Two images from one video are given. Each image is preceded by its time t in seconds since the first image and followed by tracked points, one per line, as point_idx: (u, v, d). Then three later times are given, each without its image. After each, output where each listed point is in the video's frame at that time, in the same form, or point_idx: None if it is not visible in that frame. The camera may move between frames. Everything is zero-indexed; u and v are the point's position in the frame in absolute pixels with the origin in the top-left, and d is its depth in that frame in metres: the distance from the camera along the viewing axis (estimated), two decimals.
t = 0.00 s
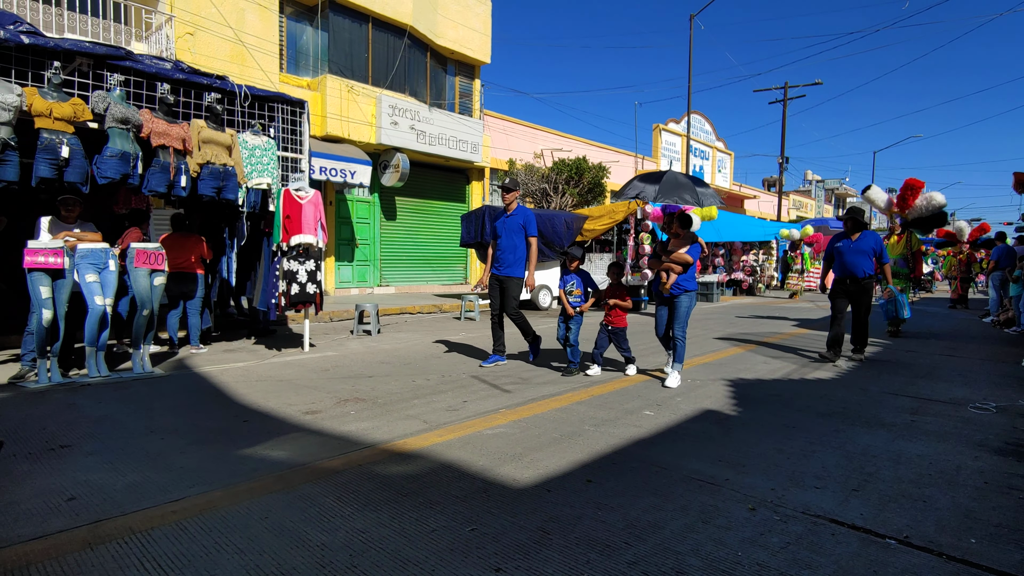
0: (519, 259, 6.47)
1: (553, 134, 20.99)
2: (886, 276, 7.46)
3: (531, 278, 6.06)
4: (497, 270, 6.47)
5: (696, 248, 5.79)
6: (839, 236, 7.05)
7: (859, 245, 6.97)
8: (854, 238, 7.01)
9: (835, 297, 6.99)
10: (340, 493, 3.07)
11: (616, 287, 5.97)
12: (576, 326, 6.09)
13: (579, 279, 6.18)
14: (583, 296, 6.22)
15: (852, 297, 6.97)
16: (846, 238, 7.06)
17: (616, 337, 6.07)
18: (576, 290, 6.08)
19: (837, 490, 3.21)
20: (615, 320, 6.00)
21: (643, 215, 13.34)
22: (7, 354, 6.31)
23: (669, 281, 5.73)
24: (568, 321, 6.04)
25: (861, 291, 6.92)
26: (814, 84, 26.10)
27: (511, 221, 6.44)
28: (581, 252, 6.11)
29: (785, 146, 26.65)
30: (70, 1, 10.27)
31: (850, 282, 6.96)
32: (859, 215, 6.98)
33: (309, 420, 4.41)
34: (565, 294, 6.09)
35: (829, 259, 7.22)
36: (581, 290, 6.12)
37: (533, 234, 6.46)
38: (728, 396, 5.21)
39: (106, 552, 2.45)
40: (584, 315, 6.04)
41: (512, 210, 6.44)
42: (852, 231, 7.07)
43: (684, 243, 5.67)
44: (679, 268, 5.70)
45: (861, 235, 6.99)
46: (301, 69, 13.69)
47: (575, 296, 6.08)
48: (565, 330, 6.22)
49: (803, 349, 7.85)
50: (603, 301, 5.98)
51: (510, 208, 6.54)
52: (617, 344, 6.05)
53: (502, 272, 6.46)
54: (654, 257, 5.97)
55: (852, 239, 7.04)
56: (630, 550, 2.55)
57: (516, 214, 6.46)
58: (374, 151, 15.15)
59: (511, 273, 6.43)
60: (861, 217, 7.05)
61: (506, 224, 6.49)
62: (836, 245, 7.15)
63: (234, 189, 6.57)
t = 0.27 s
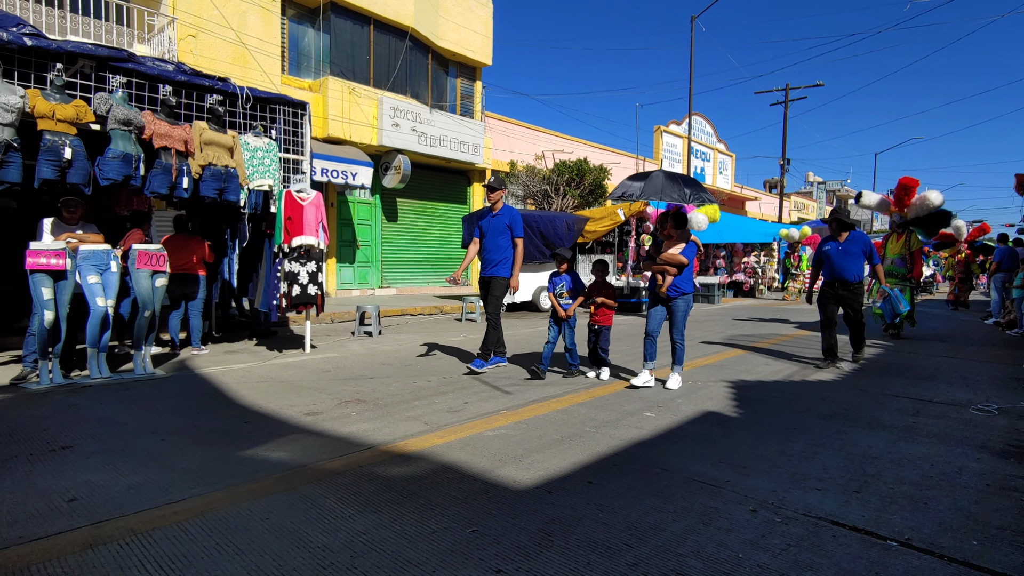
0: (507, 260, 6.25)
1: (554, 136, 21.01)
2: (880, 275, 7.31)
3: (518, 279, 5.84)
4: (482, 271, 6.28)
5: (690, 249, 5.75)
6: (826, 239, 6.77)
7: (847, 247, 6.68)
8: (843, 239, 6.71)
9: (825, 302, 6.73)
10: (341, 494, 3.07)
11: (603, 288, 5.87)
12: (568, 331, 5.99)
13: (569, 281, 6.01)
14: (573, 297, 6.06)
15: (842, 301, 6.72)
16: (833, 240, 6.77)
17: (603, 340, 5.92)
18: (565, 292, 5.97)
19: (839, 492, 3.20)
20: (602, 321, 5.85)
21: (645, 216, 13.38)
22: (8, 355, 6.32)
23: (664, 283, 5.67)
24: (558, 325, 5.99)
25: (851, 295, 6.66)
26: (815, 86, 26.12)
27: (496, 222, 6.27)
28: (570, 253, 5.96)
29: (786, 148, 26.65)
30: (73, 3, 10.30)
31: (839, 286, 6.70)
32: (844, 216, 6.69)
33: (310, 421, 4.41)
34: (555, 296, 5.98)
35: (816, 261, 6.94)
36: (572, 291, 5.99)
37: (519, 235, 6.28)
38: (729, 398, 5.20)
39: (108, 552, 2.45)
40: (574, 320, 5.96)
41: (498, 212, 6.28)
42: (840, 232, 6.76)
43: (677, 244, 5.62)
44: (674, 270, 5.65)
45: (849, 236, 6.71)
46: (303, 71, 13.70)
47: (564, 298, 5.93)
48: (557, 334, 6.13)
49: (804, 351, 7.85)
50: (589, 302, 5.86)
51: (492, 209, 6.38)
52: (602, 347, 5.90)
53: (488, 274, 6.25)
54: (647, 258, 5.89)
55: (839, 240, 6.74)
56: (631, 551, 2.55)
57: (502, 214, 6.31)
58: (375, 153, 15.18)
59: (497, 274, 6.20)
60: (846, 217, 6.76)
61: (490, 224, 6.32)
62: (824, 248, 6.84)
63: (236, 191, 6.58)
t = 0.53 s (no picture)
0: (490, 264, 6.04)
1: (555, 136, 21.01)
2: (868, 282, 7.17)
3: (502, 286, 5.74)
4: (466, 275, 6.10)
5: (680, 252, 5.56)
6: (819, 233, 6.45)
7: (840, 244, 6.34)
8: (836, 235, 6.38)
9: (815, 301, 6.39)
10: (342, 495, 3.07)
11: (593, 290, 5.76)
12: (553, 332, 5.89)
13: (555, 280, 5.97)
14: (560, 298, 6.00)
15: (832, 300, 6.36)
16: (826, 236, 6.43)
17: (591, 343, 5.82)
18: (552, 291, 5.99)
19: (840, 493, 3.20)
20: (593, 325, 5.81)
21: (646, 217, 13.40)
22: (10, 356, 6.33)
23: (652, 287, 5.50)
24: (544, 325, 5.85)
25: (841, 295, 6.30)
26: (816, 86, 26.11)
27: (482, 224, 6.08)
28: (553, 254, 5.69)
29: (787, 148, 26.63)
30: (75, 4, 10.32)
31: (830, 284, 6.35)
32: (840, 211, 6.35)
33: (311, 423, 4.41)
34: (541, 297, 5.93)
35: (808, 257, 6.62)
36: (558, 291, 5.96)
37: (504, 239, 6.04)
38: (730, 399, 5.19)
39: (109, 553, 2.45)
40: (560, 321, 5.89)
41: (483, 214, 6.07)
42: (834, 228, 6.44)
43: (666, 247, 5.46)
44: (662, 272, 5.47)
45: (842, 232, 6.38)
46: (304, 72, 13.71)
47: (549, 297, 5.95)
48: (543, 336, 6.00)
49: (806, 352, 7.84)
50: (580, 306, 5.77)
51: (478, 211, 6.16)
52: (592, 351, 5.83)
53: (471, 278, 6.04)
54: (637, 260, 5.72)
55: (832, 236, 6.40)
56: (632, 552, 2.55)
57: (487, 217, 6.10)
58: (376, 154, 15.19)
59: (479, 278, 5.96)
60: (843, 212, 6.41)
61: (474, 226, 6.10)
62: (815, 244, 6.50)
63: (237, 192, 6.59)
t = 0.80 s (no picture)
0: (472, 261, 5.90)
1: (556, 137, 21.02)
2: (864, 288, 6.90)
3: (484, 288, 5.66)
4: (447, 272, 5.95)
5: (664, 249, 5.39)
6: (814, 235, 6.10)
7: (834, 248, 5.99)
8: (832, 239, 6.03)
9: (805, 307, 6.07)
10: (343, 496, 3.07)
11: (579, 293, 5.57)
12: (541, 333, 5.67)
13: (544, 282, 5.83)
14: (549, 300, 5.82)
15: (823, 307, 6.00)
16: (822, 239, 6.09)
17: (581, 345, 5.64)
18: (541, 292, 5.78)
19: (842, 493, 3.19)
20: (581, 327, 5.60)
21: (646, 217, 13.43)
22: (11, 357, 6.33)
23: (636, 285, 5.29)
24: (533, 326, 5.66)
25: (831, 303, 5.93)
26: (817, 87, 26.11)
27: (464, 221, 5.91)
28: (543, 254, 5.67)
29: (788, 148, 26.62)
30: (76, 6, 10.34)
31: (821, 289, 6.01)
32: (841, 214, 5.98)
33: (313, 423, 4.42)
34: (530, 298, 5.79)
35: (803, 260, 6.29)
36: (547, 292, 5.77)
37: (488, 235, 5.87)
38: (731, 399, 5.19)
39: (109, 555, 2.45)
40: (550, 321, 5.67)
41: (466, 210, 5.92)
42: (831, 231, 6.09)
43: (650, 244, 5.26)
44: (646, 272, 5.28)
45: (839, 236, 6.02)
46: (304, 73, 13.72)
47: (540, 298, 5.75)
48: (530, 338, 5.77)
49: (807, 352, 7.84)
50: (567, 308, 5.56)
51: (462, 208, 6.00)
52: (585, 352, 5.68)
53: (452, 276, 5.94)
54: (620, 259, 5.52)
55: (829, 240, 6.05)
56: (634, 553, 2.54)
57: (471, 213, 5.94)
58: (377, 155, 15.20)
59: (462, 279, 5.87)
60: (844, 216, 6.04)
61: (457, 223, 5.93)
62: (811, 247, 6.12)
63: (237, 193, 6.58)
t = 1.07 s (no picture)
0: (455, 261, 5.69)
1: (557, 136, 21.02)
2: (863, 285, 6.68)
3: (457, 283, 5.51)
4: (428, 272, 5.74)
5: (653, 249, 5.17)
6: (805, 230, 5.92)
7: (826, 242, 5.80)
8: (823, 232, 5.84)
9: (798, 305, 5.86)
10: (344, 495, 3.07)
11: (564, 292, 5.44)
12: (528, 335, 5.52)
13: (533, 282, 5.68)
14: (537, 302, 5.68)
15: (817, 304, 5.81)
16: (813, 233, 5.89)
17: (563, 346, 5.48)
18: (530, 294, 5.64)
19: (843, 493, 3.19)
20: (564, 328, 5.45)
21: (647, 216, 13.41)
22: (12, 356, 6.33)
23: (623, 287, 5.11)
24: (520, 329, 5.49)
25: (825, 299, 5.74)
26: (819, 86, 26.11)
27: (445, 220, 5.74)
28: (537, 252, 5.63)
29: (789, 148, 26.62)
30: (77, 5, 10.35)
31: (816, 285, 5.80)
32: (830, 206, 5.82)
33: (313, 422, 4.42)
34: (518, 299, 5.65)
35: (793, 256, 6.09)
36: (536, 294, 5.62)
37: (472, 233, 5.73)
38: (732, 399, 5.19)
39: (110, 554, 2.45)
40: (536, 324, 5.51)
41: (448, 209, 5.75)
42: (822, 226, 5.89)
43: (638, 244, 5.07)
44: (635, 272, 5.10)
45: (831, 230, 5.82)
46: (305, 73, 13.71)
47: (528, 299, 5.61)
48: (517, 341, 5.64)
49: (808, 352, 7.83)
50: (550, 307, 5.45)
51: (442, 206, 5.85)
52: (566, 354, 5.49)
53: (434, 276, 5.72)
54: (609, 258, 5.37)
55: (820, 233, 5.85)
56: (634, 552, 2.54)
57: (453, 211, 5.78)
58: (378, 154, 15.20)
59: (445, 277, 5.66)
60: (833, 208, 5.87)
61: (436, 221, 5.75)
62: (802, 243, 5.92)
63: (238, 193, 6.58)
